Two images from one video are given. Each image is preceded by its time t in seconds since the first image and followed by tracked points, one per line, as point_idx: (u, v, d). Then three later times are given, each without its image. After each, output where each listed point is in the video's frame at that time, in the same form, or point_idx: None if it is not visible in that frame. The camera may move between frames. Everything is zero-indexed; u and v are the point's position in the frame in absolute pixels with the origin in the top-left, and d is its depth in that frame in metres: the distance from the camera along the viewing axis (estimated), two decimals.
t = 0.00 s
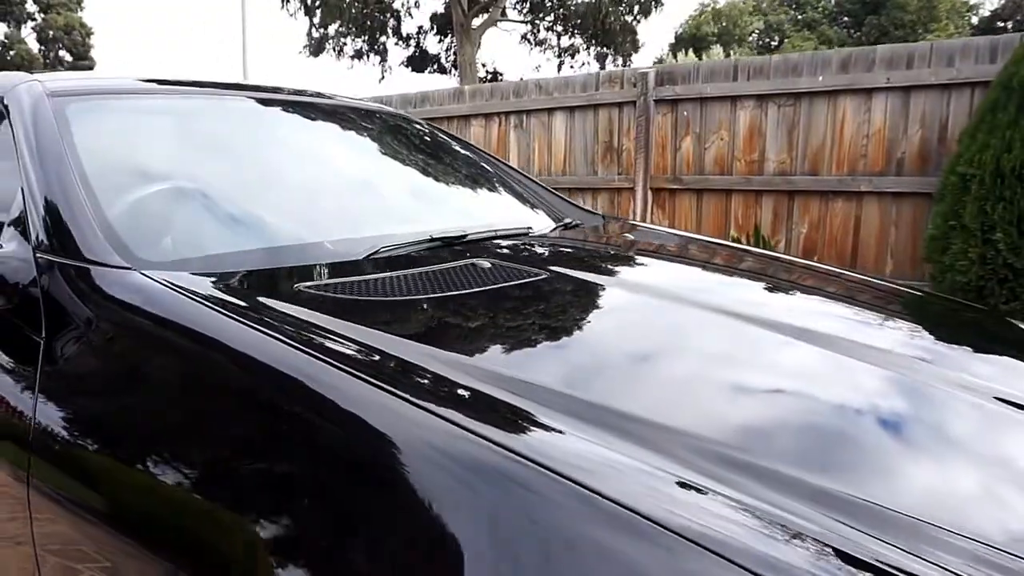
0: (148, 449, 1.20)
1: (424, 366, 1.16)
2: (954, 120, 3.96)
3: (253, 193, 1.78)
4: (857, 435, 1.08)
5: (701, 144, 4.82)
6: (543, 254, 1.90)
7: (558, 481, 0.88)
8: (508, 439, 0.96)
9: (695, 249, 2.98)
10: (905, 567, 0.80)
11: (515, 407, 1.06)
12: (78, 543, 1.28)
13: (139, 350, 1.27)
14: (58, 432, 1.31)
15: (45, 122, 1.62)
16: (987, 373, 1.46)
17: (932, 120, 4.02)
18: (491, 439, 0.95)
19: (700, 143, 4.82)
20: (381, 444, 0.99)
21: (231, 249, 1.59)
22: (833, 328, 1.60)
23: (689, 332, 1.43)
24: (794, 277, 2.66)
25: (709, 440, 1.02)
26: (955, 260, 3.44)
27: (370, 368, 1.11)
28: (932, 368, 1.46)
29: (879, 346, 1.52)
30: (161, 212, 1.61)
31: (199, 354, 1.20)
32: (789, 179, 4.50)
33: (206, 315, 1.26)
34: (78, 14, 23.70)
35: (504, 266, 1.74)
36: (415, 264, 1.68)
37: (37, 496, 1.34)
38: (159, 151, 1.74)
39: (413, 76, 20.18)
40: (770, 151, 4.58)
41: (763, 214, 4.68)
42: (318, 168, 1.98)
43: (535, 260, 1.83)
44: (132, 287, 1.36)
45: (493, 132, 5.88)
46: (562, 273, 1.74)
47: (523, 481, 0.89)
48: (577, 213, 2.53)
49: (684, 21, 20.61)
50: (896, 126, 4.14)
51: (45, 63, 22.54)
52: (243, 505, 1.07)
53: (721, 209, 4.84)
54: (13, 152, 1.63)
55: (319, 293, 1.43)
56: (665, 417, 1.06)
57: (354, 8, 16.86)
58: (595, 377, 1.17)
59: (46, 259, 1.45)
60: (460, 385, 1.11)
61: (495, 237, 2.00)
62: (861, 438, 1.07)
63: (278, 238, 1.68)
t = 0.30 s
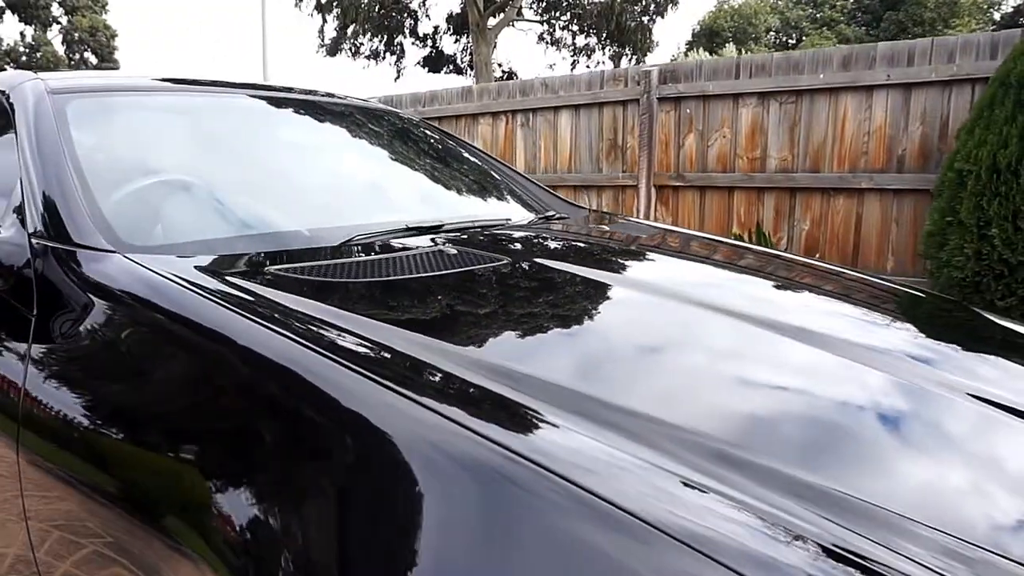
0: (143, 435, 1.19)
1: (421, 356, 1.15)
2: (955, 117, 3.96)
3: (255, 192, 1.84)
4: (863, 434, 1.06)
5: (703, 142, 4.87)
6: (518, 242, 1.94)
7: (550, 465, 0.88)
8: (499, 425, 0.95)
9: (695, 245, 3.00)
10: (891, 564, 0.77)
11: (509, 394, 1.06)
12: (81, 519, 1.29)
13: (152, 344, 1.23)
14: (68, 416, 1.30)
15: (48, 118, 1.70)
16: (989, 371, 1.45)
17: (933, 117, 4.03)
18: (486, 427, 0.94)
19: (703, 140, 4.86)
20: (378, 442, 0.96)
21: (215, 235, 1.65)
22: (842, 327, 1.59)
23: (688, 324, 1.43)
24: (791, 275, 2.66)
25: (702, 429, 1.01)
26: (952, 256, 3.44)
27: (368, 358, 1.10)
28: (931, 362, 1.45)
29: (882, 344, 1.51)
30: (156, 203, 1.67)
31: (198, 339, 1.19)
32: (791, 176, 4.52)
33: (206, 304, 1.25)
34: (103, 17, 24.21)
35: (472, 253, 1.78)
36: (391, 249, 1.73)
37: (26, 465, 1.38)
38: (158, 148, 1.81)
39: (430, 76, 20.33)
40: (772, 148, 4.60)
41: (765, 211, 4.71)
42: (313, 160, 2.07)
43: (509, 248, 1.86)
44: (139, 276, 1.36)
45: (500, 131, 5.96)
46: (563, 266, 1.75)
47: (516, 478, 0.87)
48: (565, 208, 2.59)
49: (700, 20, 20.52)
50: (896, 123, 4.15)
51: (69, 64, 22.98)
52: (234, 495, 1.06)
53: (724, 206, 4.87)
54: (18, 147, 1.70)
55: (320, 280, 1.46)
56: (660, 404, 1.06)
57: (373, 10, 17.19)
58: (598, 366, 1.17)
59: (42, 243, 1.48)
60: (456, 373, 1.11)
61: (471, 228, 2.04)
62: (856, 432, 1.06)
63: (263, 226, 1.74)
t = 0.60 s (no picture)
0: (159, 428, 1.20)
1: (438, 352, 1.18)
2: (969, 117, 3.95)
3: (264, 191, 1.92)
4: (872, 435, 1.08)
5: (717, 141, 4.89)
6: (511, 236, 2.00)
7: (562, 452, 0.92)
8: (514, 416, 1.00)
9: (706, 244, 3.02)
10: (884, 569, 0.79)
11: (525, 386, 1.10)
12: (104, 500, 1.31)
13: (177, 340, 1.26)
14: (97, 404, 1.33)
15: (67, 121, 1.80)
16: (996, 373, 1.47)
17: (946, 117, 4.02)
18: (504, 417, 0.99)
19: (716, 140, 4.88)
20: (392, 445, 0.97)
21: (224, 228, 1.73)
22: (856, 329, 1.61)
23: (696, 321, 1.47)
24: (799, 276, 2.67)
25: (710, 421, 1.04)
26: (962, 256, 3.44)
27: (389, 352, 1.14)
28: (940, 365, 1.47)
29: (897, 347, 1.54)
30: (166, 199, 1.75)
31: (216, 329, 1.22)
32: (803, 176, 4.53)
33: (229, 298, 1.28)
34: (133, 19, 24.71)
35: (468, 246, 1.83)
36: (383, 242, 1.79)
37: (39, 440, 1.47)
38: (173, 147, 1.89)
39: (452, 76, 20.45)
40: (785, 148, 4.61)
41: (777, 211, 4.72)
42: (322, 158, 2.15)
43: (500, 242, 1.91)
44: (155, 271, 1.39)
45: (516, 131, 6.03)
46: (577, 263, 1.80)
47: (527, 480, 0.88)
48: (567, 205, 2.66)
49: (722, 19, 20.39)
50: (909, 122, 4.14)
51: (100, 65, 23.46)
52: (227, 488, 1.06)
53: (736, 206, 4.89)
54: (41, 149, 1.80)
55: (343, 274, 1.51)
56: (671, 398, 1.10)
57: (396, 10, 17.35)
58: (613, 361, 1.21)
59: (61, 236, 1.56)
60: (473, 367, 1.15)
61: (467, 224, 2.10)
62: (863, 431, 1.09)
63: (270, 219, 1.82)
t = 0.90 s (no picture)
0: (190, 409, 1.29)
1: (459, 342, 1.21)
2: (990, 116, 3.93)
3: (286, 189, 2.02)
4: (885, 431, 1.10)
5: (736, 141, 4.91)
6: (522, 233, 2.07)
7: (578, 436, 0.95)
8: (529, 404, 1.02)
9: (725, 244, 3.05)
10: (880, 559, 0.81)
11: (546, 376, 1.12)
12: (141, 477, 1.40)
13: (212, 330, 1.34)
14: (134, 387, 1.43)
15: (105, 123, 1.92)
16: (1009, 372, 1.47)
17: (967, 116, 4.00)
18: (525, 403, 1.02)
19: (736, 140, 4.91)
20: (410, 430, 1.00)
21: (250, 223, 1.84)
22: (876, 330, 1.62)
23: (711, 316, 1.50)
24: (816, 276, 2.68)
25: (724, 411, 1.06)
26: (978, 257, 3.44)
27: (413, 343, 1.17)
28: (958, 364, 1.48)
29: (918, 349, 1.54)
30: (194, 195, 1.86)
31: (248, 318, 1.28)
32: (822, 176, 4.54)
33: (261, 290, 1.34)
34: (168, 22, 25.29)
35: (485, 242, 1.90)
36: (388, 236, 1.87)
37: (81, 420, 1.59)
38: (202, 146, 2.00)
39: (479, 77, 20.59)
40: (805, 148, 4.62)
41: (797, 211, 4.73)
42: (342, 156, 2.26)
43: (512, 238, 1.98)
44: (190, 264, 1.49)
45: (538, 132, 6.11)
46: (595, 260, 1.84)
47: (537, 464, 0.90)
48: (576, 203, 2.75)
49: (750, 19, 20.23)
50: (930, 122, 4.13)
51: (136, 67, 24.04)
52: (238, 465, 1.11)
53: (755, 206, 4.91)
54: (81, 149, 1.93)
55: (368, 268, 1.57)
56: (688, 389, 1.12)
57: (423, 12, 17.56)
58: (632, 352, 1.24)
59: (99, 228, 1.68)
60: (492, 358, 1.17)
61: (476, 220, 2.19)
62: (876, 428, 1.10)
63: (291, 216, 1.93)
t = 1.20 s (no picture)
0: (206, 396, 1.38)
1: (468, 335, 1.27)
2: (985, 118, 3.99)
3: (296, 191, 2.12)
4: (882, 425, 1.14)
5: (737, 143, 4.99)
6: (523, 233, 2.15)
7: (583, 422, 1.02)
8: (538, 398, 1.07)
9: (725, 246, 3.13)
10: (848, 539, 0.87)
11: (551, 368, 1.18)
12: (164, 460, 1.50)
13: (229, 322, 1.43)
14: (155, 375, 1.53)
15: (126, 128, 2.03)
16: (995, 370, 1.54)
17: (963, 118, 4.06)
18: (534, 392, 1.09)
19: (737, 142, 4.99)
20: (420, 416, 1.07)
21: (263, 222, 1.94)
22: (869, 330, 1.70)
23: (706, 313, 1.57)
24: (813, 277, 2.75)
25: (724, 403, 1.11)
26: (971, 257, 3.52)
27: (422, 336, 1.23)
28: (944, 361, 1.54)
29: (910, 348, 1.61)
30: (211, 197, 1.96)
31: (268, 313, 1.36)
32: (821, 177, 4.61)
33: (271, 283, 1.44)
34: (180, 23, 25.51)
35: (490, 242, 1.99)
36: (394, 234, 1.97)
37: (107, 407, 1.69)
38: (218, 150, 2.11)
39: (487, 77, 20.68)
40: (804, 150, 4.70)
41: (796, 211, 4.81)
42: (350, 158, 2.36)
43: (515, 238, 2.07)
44: (211, 263, 1.57)
45: (542, 134, 6.20)
46: (597, 260, 1.92)
47: (540, 449, 0.97)
48: (574, 204, 2.85)
49: (757, 21, 20.27)
50: (927, 124, 4.20)
51: (148, 69, 24.28)
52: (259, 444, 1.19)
53: (756, 206, 4.99)
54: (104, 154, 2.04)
55: (384, 267, 1.65)
56: (690, 382, 1.18)
57: (431, 14, 17.68)
58: (636, 347, 1.30)
59: (123, 228, 1.77)
60: (500, 349, 1.23)
61: (476, 219, 2.28)
62: (870, 421, 1.15)
63: (301, 215, 2.03)
